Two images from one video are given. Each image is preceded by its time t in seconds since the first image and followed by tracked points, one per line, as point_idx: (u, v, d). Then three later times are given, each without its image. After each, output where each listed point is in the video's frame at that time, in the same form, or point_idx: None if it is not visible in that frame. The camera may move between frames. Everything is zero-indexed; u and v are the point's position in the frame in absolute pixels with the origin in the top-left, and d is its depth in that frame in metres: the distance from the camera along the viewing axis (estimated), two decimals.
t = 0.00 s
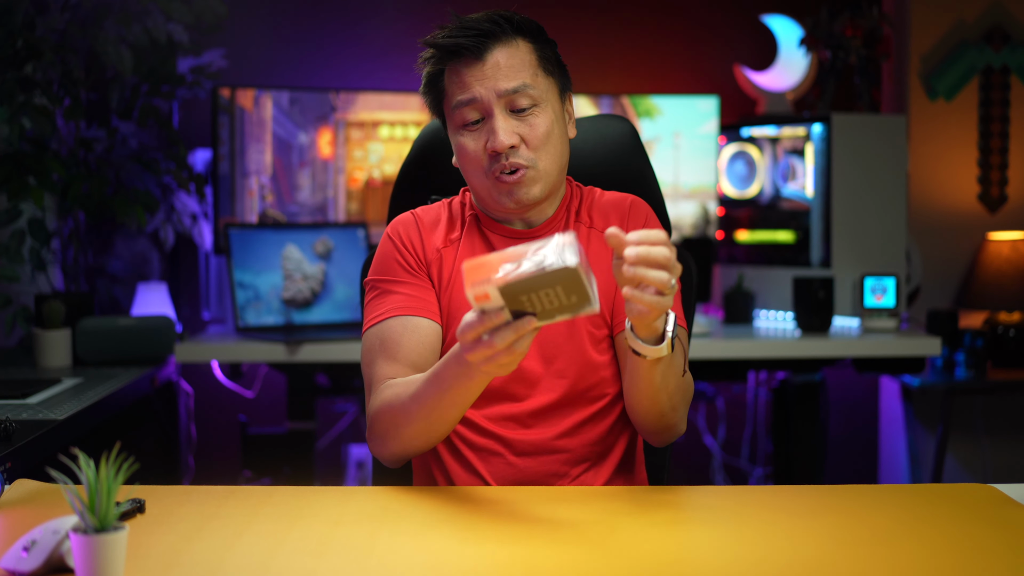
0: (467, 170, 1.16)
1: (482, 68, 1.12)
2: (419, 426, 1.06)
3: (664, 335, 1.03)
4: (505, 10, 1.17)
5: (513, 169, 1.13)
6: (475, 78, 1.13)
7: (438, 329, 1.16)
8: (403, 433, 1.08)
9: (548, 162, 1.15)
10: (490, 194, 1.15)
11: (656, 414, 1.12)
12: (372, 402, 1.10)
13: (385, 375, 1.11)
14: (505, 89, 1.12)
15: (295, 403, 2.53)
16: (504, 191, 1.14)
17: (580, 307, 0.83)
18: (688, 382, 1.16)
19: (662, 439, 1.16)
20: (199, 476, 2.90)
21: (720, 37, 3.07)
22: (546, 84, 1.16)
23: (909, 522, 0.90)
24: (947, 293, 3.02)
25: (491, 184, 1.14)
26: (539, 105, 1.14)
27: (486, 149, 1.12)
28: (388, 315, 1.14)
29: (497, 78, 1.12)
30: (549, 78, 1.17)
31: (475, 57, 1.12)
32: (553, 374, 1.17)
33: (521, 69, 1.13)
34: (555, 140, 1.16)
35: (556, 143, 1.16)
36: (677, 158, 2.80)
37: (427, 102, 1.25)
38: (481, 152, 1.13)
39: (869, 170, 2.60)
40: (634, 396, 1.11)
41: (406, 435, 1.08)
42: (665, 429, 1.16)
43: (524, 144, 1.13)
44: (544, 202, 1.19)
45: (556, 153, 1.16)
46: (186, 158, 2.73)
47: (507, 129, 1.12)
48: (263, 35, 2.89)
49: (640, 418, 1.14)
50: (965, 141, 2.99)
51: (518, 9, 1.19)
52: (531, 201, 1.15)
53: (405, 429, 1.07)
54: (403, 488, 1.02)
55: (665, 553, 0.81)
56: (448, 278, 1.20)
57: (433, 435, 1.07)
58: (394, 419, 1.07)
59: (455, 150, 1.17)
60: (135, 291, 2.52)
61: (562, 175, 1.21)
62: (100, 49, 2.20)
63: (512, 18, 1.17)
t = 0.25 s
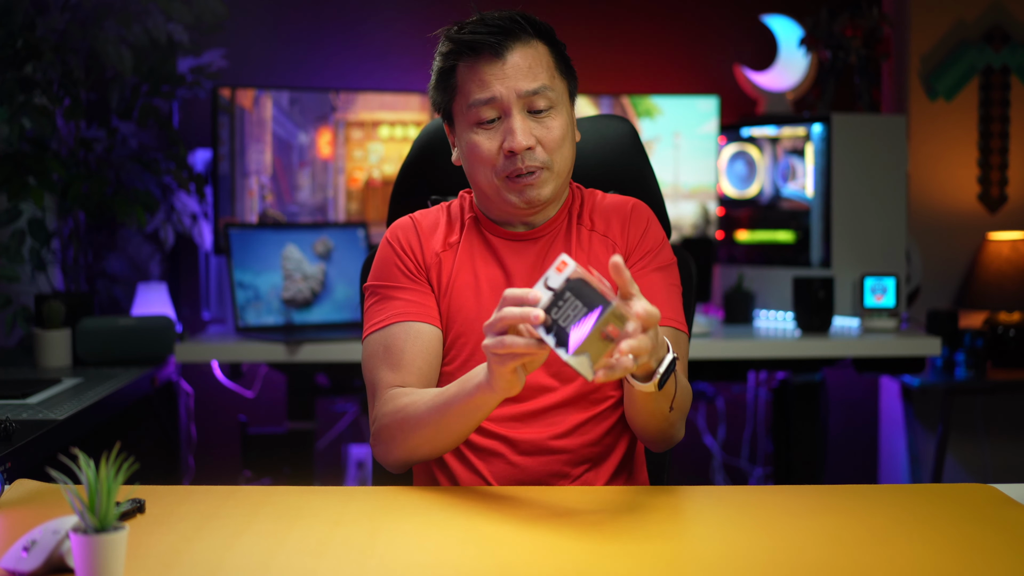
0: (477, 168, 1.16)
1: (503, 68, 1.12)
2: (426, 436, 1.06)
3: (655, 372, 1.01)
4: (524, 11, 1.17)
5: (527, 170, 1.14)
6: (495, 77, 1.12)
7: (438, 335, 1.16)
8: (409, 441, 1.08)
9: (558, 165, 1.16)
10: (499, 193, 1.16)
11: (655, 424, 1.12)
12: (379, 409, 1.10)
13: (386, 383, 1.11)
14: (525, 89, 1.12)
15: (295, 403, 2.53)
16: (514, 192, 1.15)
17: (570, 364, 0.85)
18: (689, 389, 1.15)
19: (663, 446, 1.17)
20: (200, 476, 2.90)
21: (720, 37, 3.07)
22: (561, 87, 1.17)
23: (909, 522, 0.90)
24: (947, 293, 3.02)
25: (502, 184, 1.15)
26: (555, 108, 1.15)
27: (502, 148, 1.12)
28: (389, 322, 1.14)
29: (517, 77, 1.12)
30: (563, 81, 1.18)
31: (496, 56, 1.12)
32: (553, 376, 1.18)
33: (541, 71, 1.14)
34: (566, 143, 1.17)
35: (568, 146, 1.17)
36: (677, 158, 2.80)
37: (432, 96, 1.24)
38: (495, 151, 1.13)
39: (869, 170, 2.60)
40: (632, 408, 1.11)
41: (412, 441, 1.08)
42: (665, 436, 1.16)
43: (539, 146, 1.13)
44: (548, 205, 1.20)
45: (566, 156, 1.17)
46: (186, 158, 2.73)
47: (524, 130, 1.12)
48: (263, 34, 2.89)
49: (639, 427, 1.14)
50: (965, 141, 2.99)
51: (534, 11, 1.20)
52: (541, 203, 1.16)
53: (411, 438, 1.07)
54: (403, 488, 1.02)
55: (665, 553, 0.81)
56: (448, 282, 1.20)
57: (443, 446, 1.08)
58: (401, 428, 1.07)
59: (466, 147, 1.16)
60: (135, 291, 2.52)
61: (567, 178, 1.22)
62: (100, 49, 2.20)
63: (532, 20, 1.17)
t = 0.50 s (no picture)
0: (487, 167, 1.15)
1: (521, 68, 1.12)
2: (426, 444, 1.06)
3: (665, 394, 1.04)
4: (541, 13, 1.17)
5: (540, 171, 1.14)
6: (513, 77, 1.12)
7: (437, 340, 1.17)
8: (407, 449, 1.07)
9: (570, 167, 1.16)
10: (509, 193, 1.15)
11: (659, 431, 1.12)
12: (375, 415, 1.10)
13: (383, 391, 1.11)
14: (542, 92, 1.12)
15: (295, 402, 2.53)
16: (525, 192, 1.14)
17: (587, 345, 0.85)
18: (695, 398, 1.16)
19: (665, 453, 1.17)
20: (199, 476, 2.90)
21: (720, 37, 3.07)
22: (575, 90, 1.17)
23: (909, 522, 0.90)
24: (948, 293, 3.02)
25: (512, 183, 1.15)
26: (569, 111, 1.15)
27: (517, 149, 1.12)
28: (387, 328, 1.14)
29: (535, 79, 1.12)
30: (576, 84, 1.19)
31: (515, 56, 1.12)
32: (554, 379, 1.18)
33: (558, 73, 1.13)
34: (577, 146, 1.17)
35: (578, 149, 1.17)
36: (677, 158, 2.81)
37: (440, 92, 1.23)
38: (509, 151, 1.13)
39: (869, 170, 2.60)
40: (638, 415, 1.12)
41: (409, 450, 1.07)
42: (669, 443, 1.16)
43: (553, 148, 1.13)
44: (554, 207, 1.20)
45: (576, 158, 1.18)
46: (187, 158, 2.73)
47: (539, 131, 1.12)
48: (263, 34, 2.89)
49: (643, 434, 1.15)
50: (965, 141, 2.99)
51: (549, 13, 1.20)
52: (550, 204, 1.16)
53: (409, 447, 1.07)
54: (402, 488, 1.02)
55: (666, 552, 0.81)
56: (448, 286, 1.20)
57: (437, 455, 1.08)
58: (400, 436, 1.07)
59: (478, 146, 1.15)
60: (135, 291, 2.52)
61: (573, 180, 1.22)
62: (100, 49, 2.20)
63: (549, 22, 1.17)
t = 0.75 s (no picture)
0: (487, 174, 1.16)
1: (517, 75, 1.11)
2: (425, 454, 1.06)
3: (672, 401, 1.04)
4: (537, 16, 1.16)
5: (538, 178, 1.14)
6: (509, 85, 1.11)
7: (438, 342, 1.17)
8: (408, 457, 1.08)
9: (569, 171, 1.16)
10: (509, 199, 1.16)
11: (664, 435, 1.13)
12: (376, 420, 1.10)
13: (385, 395, 1.11)
14: (539, 98, 1.11)
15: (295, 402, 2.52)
16: (525, 199, 1.15)
17: (545, 341, 0.89)
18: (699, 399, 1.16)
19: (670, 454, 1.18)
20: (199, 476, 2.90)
21: (720, 37, 3.07)
22: (573, 93, 1.17)
23: (909, 522, 0.90)
24: (948, 293, 3.02)
25: (512, 190, 1.15)
26: (568, 116, 1.14)
27: (515, 157, 1.12)
28: (388, 331, 1.14)
29: (531, 86, 1.11)
30: (575, 87, 1.18)
31: (510, 63, 1.11)
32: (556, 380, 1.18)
33: (554, 79, 1.13)
34: (577, 150, 1.17)
35: (578, 153, 1.17)
36: (677, 158, 2.81)
37: (439, 96, 1.23)
38: (507, 159, 1.13)
39: (869, 170, 2.60)
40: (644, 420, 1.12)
41: (410, 458, 1.08)
42: (674, 445, 1.16)
43: (551, 154, 1.13)
44: (557, 210, 1.20)
45: (576, 162, 1.17)
46: (186, 158, 2.73)
47: (537, 138, 1.12)
48: (263, 34, 2.89)
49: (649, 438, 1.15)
50: (965, 141, 2.99)
51: (546, 15, 1.19)
52: (551, 209, 1.16)
53: (410, 455, 1.07)
54: (403, 488, 1.02)
55: (666, 553, 0.81)
56: (449, 288, 1.20)
57: (439, 464, 1.09)
58: (399, 444, 1.07)
59: (476, 152, 1.16)
60: (135, 291, 2.52)
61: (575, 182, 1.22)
62: (100, 49, 2.20)
63: (544, 25, 1.16)
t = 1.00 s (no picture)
0: (486, 173, 1.15)
1: (513, 73, 1.11)
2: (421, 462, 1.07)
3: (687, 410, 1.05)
4: (533, 13, 1.16)
5: (537, 176, 1.14)
6: (506, 82, 1.11)
7: (437, 344, 1.17)
8: (405, 463, 1.08)
9: (568, 169, 1.16)
10: (508, 199, 1.16)
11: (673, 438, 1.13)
12: (374, 424, 1.10)
13: (385, 399, 1.11)
14: (536, 95, 1.11)
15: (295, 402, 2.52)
16: (524, 198, 1.15)
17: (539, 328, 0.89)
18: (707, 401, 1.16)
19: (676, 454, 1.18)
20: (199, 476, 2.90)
21: (720, 37, 3.07)
22: (571, 90, 1.16)
23: (908, 522, 0.90)
24: (948, 293, 3.02)
25: (511, 189, 1.15)
26: (565, 113, 1.14)
27: (513, 155, 1.12)
28: (388, 333, 1.14)
29: (528, 83, 1.11)
30: (573, 84, 1.18)
31: (507, 60, 1.11)
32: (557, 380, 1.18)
33: (551, 75, 1.12)
34: (575, 148, 1.17)
35: (576, 151, 1.17)
36: (677, 158, 2.81)
37: (438, 97, 1.23)
38: (505, 157, 1.13)
39: (869, 170, 2.60)
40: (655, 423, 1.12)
41: (406, 465, 1.08)
42: (681, 446, 1.16)
43: (549, 152, 1.13)
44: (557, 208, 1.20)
45: (575, 160, 1.17)
46: (186, 158, 2.73)
47: (535, 136, 1.12)
48: (263, 34, 2.89)
49: (659, 440, 1.15)
50: (965, 141, 2.99)
51: (542, 12, 1.19)
52: (550, 207, 1.16)
53: (407, 462, 1.08)
54: (402, 488, 1.02)
55: (666, 553, 0.81)
56: (449, 290, 1.20)
57: (439, 472, 1.09)
58: (397, 450, 1.07)
59: (475, 151, 1.16)
60: (135, 291, 2.52)
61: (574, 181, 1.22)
62: (100, 49, 2.20)
63: (541, 22, 1.16)
